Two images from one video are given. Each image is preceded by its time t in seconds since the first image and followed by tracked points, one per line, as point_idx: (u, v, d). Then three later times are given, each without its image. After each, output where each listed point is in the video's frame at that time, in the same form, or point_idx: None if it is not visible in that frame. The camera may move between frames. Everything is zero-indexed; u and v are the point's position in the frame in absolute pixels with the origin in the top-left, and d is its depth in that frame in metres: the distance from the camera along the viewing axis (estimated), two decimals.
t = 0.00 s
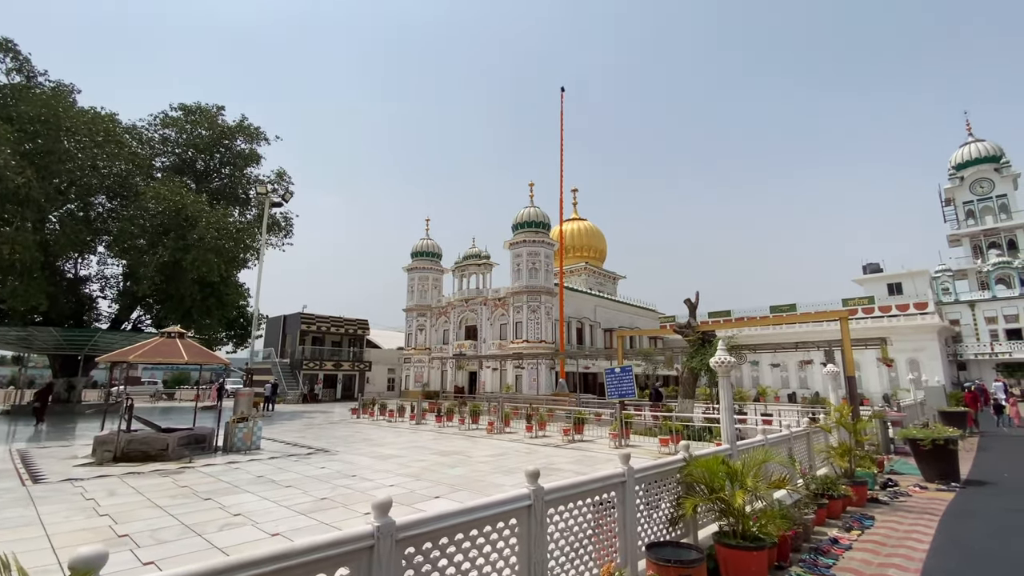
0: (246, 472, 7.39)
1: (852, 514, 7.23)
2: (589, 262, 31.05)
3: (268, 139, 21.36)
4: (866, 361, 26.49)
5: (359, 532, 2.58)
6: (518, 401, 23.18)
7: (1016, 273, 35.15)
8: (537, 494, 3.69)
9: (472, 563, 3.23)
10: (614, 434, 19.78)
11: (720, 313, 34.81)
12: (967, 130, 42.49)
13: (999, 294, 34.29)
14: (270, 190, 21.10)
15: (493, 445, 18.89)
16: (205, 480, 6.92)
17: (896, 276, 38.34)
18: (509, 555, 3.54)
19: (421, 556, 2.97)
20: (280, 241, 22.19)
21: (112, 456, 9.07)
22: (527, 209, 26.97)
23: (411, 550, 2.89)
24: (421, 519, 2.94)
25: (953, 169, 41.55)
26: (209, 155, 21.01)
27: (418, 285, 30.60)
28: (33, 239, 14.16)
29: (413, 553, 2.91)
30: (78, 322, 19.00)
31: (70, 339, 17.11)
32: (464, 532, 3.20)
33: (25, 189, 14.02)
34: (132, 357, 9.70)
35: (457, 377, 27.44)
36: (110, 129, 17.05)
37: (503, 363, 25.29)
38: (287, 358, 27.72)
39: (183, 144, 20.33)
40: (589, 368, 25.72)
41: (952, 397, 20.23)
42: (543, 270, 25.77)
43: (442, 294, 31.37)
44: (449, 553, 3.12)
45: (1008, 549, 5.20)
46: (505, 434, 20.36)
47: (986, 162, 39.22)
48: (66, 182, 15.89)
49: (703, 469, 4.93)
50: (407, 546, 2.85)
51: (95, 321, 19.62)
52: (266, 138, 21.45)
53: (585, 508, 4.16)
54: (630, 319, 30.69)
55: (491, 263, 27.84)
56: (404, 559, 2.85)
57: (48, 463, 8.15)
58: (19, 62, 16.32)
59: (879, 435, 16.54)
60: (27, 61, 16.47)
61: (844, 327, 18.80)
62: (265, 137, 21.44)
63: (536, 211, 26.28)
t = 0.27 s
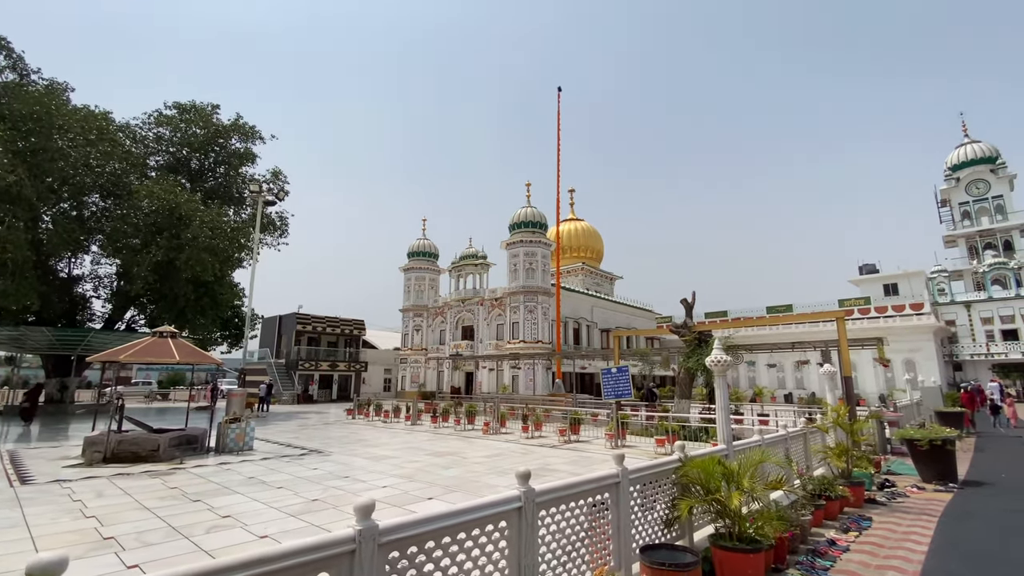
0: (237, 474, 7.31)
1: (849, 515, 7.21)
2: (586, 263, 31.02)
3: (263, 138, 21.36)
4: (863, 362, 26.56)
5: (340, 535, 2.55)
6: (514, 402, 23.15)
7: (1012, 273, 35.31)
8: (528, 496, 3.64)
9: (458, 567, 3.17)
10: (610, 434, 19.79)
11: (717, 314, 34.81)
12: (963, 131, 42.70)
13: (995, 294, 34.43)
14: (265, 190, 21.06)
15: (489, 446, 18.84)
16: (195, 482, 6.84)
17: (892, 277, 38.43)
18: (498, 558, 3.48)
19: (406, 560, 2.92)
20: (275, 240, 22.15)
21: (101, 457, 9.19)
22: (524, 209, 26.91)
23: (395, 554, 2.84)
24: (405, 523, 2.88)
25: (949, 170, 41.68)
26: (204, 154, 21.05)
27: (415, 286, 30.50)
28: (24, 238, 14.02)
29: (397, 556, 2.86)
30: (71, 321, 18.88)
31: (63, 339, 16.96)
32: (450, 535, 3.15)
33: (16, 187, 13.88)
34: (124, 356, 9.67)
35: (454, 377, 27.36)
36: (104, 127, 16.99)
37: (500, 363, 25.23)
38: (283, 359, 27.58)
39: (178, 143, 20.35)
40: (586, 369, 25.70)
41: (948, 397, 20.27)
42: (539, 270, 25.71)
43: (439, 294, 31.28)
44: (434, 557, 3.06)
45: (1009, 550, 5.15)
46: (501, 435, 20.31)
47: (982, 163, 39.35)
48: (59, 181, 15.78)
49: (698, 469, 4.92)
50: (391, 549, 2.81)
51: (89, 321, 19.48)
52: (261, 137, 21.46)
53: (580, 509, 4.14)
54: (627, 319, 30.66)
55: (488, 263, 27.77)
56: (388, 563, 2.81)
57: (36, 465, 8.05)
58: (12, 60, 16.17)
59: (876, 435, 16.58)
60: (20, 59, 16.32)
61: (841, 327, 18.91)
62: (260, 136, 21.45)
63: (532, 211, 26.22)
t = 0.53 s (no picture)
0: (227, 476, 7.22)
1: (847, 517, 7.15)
2: (583, 263, 30.99)
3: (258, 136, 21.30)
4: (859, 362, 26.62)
5: (322, 539, 2.50)
6: (511, 403, 23.16)
7: (1008, 274, 35.46)
8: (520, 498, 3.60)
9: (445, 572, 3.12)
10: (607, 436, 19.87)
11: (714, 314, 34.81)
12: (962, 130, 42.82)
13: (991, 295, 34.55)
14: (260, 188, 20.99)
15: (486, 447, 18.79)
16: (186, 483, 6.76)
17: (888, 277, 38.41)
18: (489, 562, 3.44)
19: (390, 565, 2.88)
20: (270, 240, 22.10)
21: (92, 457, 9.09)
22: (521, 209, 26.89)
23: (377, 560, 2.78)
24: (390, 527, 2.82)
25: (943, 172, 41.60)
26: (199, 153, 21.09)
27: (411, 286, 30.40)
28: (16, 236, 13.84)
29: (381, 562, 2.80)
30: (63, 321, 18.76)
31: (55, 339, 16.82)
32: (438, 539, 3.09)
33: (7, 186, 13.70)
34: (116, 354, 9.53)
35: (450, 378, 27.27)
36: (96, 125, 16.89)
37: (497, 364, 25.17)
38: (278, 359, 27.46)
39: (173, 141, 20.35)
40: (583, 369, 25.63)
41: (945, 397, 20.30)
42: (536, 270, 25.66)
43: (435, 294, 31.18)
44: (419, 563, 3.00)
45: (1008, 552, 5.10)
46: (498, 436, 20.25)
47: (977, 164, 39.30)
48: (51, 179, 15.68)
49: (694, 471, 4.89)
50: (372, 556, 2.74)
51: (82, 321, 19.36)
52: (256, 136, 21.38)
53: (574, 511, 4.10)
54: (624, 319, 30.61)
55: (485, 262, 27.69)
56: (372, 569, 2.75)
57: (24, 465, 7.95)
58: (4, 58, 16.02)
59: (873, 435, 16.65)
60: (13, 56, 16.18)
61: (837, 326, 19.04)
62: (255, 135, 21.37)
63: (529, 211, 26.15)
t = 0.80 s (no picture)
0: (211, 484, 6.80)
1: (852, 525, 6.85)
2: (582, 262, 30.60)
3: (244, 131, 21.70)
4: (864, 365, 26.38)
5: (291, 557, 2.33)
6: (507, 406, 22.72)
7: (1013, 273, 35.23)
8: (510, 509, 3.52)
9: None
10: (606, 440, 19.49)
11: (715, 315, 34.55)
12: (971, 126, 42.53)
13: (996, 296, 34.36)
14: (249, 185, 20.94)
15: (480, 453, 18.34)
16: (167, 489, 6.33)
17: (893, 277, 38.26)
18: None
19: None
20: (259, 238, 21.95)
21: (68, 464, 8.62)
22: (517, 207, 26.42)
23: None
24: (367, 542, 2.68)
25: (950, 169, 41.58)
26: (184, 148, 21.49)
27: (405, 285, 29.87)
28: None
29: None
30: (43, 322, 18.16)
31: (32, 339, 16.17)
32: (421, 555, 2.98)
33: None
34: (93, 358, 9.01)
35: (445, 380, 26.75)
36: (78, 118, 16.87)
37: (493, 366, 24.69)
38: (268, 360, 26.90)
39: (158, 136, 20.91)
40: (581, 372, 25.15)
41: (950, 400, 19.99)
42: (534, 270, 25.22)
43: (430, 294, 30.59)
44: None
45: None
46: (493, 440, 19.81)
47: (982, 162, 39.38)
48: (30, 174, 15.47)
49: (696, 478, 5.10)
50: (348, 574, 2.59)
51: (64, 321, 18.82)
52: (242, 131, 21.80)
53: (570, 521, 4.08)
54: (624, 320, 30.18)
55: (481, 262, 27.23)
56: None
57: None
58: None
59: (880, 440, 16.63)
60: None
61: (841, 327, 18.78)
62: (241, 130, 21.80)
63: (526, 209, 25.72)
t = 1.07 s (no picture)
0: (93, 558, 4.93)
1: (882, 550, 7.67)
2: (588, 258, 28.40)
3: (205, 111, 19.59)
4: (904, 375, 24.56)
5: None
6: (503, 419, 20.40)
7: None
8: (495, 542, 3.88)
9: None
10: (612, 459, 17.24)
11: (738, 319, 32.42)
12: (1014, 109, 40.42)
13: None
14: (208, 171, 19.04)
15: (470, 474, 16.03)
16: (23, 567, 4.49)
17: (935, 276, 36.78)
18: None
19: None
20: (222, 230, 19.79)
21: None
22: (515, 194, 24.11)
23: None
24: None
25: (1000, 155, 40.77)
26: (138, 129, 19.51)
27: (387, 284, 27.54)
28: None
29: None
30: None
31: None
32: None
33: None
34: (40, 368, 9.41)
35: (434, 391, 24.28)
36: (16, 98, 16.56)
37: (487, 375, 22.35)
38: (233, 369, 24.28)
39: (108, 116, 18.73)
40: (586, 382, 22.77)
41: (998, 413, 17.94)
42: (533, 267, 22.96)
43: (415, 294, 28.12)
44: None
45: None
46: (486, 459, 17.53)
47: None
48: None
49: (712, 505, 5.65)
50: None
51: None
52: (203, 110, 19.64)
53: (570, 549, 4.66)
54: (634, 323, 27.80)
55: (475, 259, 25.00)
56: None
57: None
58: None
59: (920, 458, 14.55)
60: None
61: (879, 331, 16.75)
62: (202, 109, 19.62)
63: (524, 199, 23.53)
